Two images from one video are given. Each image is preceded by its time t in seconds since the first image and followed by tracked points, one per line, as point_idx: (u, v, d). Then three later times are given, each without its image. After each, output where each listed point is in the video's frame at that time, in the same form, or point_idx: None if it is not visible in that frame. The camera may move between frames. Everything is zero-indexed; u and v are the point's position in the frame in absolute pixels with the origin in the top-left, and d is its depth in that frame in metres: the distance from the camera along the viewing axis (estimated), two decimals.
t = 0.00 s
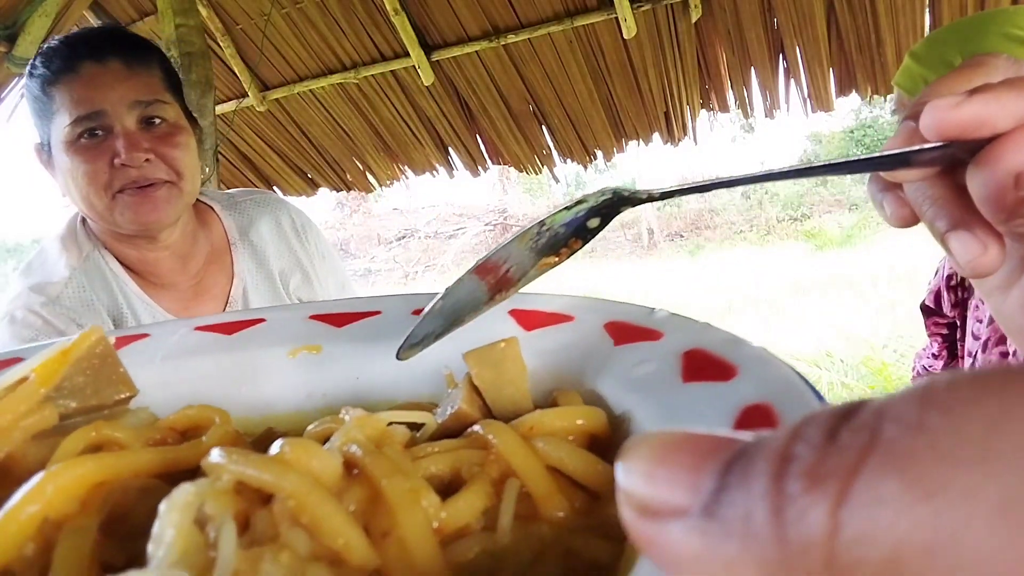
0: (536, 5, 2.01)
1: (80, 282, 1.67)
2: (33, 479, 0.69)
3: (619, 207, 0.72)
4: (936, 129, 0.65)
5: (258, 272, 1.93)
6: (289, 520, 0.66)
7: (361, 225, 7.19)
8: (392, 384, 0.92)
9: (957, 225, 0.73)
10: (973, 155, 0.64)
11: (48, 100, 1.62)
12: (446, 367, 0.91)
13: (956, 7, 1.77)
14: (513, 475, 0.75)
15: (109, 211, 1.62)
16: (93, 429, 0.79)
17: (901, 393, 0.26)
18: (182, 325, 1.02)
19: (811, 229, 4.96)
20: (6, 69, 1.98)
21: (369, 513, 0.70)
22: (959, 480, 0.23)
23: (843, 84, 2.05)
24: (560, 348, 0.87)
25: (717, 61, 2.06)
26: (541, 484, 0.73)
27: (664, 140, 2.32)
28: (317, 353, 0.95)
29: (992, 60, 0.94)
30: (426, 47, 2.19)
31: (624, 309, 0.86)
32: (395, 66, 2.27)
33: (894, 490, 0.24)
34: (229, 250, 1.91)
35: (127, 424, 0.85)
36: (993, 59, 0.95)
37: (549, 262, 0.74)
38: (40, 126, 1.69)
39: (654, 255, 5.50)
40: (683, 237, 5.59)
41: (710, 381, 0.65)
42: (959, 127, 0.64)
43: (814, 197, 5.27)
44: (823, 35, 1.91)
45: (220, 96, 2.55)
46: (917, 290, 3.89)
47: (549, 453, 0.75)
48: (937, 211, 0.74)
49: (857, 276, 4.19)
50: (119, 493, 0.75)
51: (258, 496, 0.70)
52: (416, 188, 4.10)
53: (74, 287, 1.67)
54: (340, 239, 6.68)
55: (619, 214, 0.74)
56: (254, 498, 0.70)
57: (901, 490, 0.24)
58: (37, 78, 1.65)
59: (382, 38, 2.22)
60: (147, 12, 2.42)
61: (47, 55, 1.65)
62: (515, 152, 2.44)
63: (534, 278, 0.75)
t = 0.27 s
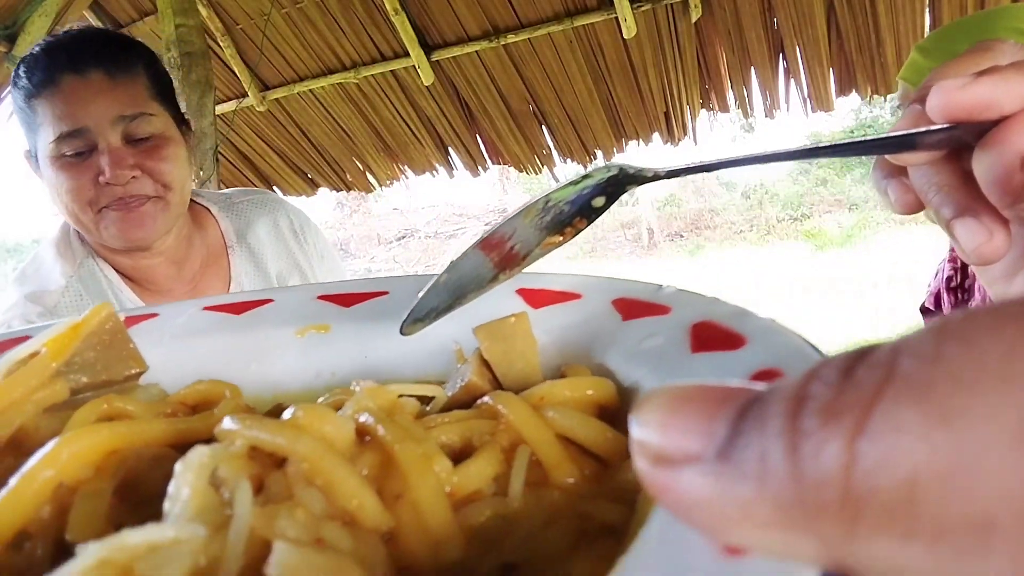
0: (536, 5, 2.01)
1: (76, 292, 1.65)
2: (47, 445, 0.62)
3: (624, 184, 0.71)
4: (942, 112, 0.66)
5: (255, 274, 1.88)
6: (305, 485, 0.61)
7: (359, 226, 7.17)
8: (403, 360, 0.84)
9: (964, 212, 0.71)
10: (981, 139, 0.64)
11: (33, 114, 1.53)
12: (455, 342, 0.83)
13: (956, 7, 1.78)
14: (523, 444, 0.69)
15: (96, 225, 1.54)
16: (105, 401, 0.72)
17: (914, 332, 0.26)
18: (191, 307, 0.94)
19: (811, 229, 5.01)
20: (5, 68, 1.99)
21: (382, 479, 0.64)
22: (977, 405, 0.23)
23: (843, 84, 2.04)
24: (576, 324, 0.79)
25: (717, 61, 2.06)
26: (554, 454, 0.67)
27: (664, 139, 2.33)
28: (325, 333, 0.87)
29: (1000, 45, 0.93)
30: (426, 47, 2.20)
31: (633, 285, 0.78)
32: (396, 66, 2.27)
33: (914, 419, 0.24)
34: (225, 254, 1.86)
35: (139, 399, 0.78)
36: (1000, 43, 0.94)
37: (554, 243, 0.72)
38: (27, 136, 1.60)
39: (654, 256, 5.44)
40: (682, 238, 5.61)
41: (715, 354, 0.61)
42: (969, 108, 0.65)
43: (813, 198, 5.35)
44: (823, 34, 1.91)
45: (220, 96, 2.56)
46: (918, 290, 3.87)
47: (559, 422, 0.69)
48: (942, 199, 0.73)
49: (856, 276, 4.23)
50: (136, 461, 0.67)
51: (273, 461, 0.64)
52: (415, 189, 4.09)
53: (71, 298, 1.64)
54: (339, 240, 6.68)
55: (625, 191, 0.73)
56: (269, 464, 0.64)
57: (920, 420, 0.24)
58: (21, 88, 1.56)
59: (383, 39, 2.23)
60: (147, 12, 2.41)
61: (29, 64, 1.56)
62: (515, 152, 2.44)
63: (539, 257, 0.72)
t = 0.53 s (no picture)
0: (536, 5, 2.02)
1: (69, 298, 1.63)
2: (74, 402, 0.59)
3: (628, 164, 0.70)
4: (951, 95, 0.65)
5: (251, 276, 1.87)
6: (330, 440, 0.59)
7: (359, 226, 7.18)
8: (437, 328, 0.81)
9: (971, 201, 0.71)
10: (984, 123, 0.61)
11: (26, 123, 1.50)
12: (472, 313, 0.80)
13: (955, 6, 1.78)
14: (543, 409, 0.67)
15: (94, 237, 1.55)
16: (127, 363, 0.66)
17: (940, 261, 0.24)
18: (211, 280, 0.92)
19: (812, 229, 5.05)
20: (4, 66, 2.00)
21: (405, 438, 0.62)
22: (1006, 322, 0.21)
23: (843, 84, 2.04)
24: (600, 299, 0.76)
25: (717, 61, 2.06)
26: (571, 416, 0.65)
27: (664, 139, 2.32)
28: (343, 308, 0.85)
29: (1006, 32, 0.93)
30: (426, 47, 2.21)
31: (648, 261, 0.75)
32: (396, 66, 2.27)
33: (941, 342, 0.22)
34: (222, 255, 1.86)
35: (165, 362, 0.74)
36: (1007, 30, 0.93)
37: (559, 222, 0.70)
38: (19, 143, 1.57)
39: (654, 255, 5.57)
40: (682, 237, 5.67)
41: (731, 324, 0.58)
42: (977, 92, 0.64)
43: (814, 198, 5.44)
44: (823, 34, 1.91)
45: (221, 96, 2.58)
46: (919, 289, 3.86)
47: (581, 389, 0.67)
48: (949, 187, 0.72)
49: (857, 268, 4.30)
50: (160, 420, 0.64)
51: (297, 418, 0.62)
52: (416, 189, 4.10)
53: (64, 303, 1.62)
54: (339, 240, 6.69)
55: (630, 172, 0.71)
56: (293, 421, 0.62)
57: (949, 344, 0.22)
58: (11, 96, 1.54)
59: (382, 39, 2.23)
60: (147, 12, 2.40)
61: (20, 71, 1.53)
62: (515, 152, 2.44)
63: (545, 237, 0.71)
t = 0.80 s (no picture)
0: (536, 5, 2.03)
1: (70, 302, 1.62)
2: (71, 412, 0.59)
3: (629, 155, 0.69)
4: (953, 87, 0.64)
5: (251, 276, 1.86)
6: (326, 448, 0.59)
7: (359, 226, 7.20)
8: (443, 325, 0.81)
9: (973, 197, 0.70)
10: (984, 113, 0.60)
11: (22, 128, 1.49)
12: (471, 320, 0.80)
13: (956, 6, 1.78)
14: (537, 416, 0.66)
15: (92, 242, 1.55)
16: (125, 373, 0.67)
17: (924, 278, 0.26)
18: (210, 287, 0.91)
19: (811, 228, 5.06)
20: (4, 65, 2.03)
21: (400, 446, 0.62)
22: (987, 336, 0.23)
23: (843, 84, 2.04)
24: (592, 305, 0.75)
25: (717, 61, 2.06)
26: (566, 424, 0.64)
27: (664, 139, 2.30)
28: (341, 316, 0.83)
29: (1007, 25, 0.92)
30: (426, 47, 2.21)
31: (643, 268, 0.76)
32: (396, 66, 2.27)
33: (927, 351, 0.24)
34: (220, 258, 1.85)
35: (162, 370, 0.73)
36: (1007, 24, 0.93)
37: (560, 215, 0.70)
38: (15, 148, 1.56)
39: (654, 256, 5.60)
40: (682, 237, 5.68)
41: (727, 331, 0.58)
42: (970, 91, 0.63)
43: (814, 198, 5.44)
44: (823, 34, 1.91)
45: (221, 96, 2.58)
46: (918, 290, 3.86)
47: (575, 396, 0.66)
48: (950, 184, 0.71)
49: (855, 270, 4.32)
50: (156, 429, 0.63)
51: (294, 427, 0.62)
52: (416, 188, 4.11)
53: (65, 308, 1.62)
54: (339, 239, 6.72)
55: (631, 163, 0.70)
56: (290, 429, 0.62)
57: (934, 351, 0.24)
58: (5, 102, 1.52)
59: (383, 38, 2.23)
60: (147, 12, 2.39)
61: (14, 75, 1.52)
62: (515, 152, 2.42)
63: (544, 229, 0.70)
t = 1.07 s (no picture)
0: (536, 5, 2.03)
1: (73, 303, 1.63)
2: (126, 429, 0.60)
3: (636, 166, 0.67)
4: (956, 97, 0.60)
5: (248, 276, 1.86)
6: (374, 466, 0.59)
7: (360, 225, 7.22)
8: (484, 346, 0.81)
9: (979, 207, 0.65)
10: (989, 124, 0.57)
11: (22, 129, 1.49)
12: (504, 338, 0.81)
13: (955, 6, 1.76)
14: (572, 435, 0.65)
15: (90, 243, 1.54)
16: (174, 389, 0.68)
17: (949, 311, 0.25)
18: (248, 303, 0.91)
19: (811, 228, 5.08)
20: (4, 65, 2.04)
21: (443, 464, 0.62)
22: (1009, 372, 0.22)
23: (843, 84, 2.05)
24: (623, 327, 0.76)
25: (717, 61, 2.06)
26: (601, 441, 0.64)
27: (664, 140, 2.33)
28: (377, 332, 0.83)
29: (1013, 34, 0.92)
30: (426, 47, 2.21)
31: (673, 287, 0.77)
32: (396, 66, 2.28)
33: (947, 391, 0.23)
34: (219, 257, 1.85)
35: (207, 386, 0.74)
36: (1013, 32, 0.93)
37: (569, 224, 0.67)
38: (14, 149, 1.56)
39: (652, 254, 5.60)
40: (682, 237, 5.70)
41: (758, 352, 0.59)
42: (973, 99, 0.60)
43: (814, 197, 5.44)
44: (823, 35, 1.92)
45: (221, 96, 2.58)
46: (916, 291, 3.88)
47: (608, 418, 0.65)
48: (957, 194, 0.67)
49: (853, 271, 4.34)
50: (208, 444, 0.64)
51: (341, 445, 0.62)
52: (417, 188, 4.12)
53: (68, 309, 1.62)
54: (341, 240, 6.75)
55: (639, 174, 0.69)
56: (338, 447, 0.62)
57: (955, 392, 0.23)
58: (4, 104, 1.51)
59: (382, 38, 2.23)
60: (147, 12, 2.40)
61: (13, 76, 1.51)
62: (515, 152, 2.44)
63: (553, 240, 0.67)
